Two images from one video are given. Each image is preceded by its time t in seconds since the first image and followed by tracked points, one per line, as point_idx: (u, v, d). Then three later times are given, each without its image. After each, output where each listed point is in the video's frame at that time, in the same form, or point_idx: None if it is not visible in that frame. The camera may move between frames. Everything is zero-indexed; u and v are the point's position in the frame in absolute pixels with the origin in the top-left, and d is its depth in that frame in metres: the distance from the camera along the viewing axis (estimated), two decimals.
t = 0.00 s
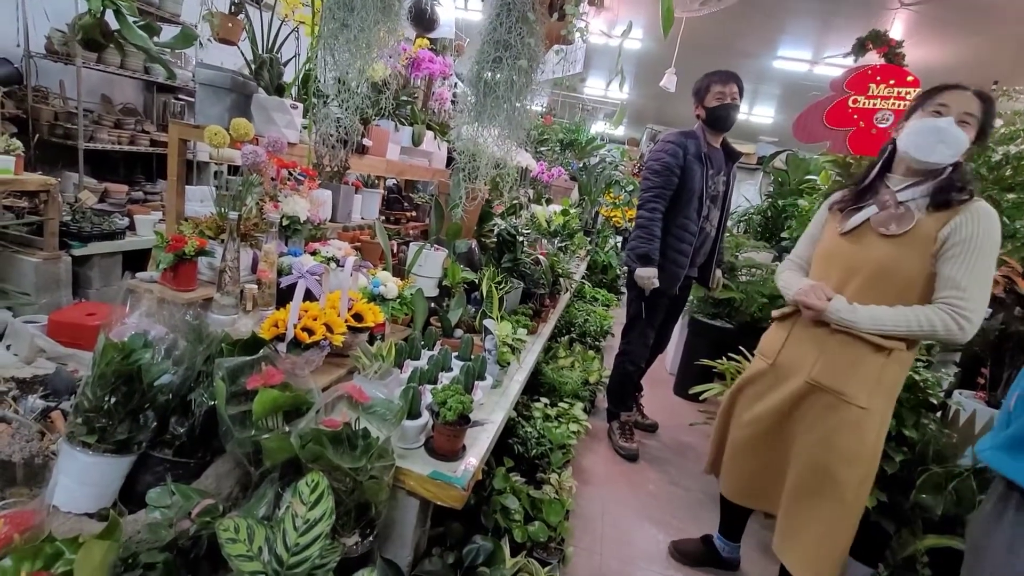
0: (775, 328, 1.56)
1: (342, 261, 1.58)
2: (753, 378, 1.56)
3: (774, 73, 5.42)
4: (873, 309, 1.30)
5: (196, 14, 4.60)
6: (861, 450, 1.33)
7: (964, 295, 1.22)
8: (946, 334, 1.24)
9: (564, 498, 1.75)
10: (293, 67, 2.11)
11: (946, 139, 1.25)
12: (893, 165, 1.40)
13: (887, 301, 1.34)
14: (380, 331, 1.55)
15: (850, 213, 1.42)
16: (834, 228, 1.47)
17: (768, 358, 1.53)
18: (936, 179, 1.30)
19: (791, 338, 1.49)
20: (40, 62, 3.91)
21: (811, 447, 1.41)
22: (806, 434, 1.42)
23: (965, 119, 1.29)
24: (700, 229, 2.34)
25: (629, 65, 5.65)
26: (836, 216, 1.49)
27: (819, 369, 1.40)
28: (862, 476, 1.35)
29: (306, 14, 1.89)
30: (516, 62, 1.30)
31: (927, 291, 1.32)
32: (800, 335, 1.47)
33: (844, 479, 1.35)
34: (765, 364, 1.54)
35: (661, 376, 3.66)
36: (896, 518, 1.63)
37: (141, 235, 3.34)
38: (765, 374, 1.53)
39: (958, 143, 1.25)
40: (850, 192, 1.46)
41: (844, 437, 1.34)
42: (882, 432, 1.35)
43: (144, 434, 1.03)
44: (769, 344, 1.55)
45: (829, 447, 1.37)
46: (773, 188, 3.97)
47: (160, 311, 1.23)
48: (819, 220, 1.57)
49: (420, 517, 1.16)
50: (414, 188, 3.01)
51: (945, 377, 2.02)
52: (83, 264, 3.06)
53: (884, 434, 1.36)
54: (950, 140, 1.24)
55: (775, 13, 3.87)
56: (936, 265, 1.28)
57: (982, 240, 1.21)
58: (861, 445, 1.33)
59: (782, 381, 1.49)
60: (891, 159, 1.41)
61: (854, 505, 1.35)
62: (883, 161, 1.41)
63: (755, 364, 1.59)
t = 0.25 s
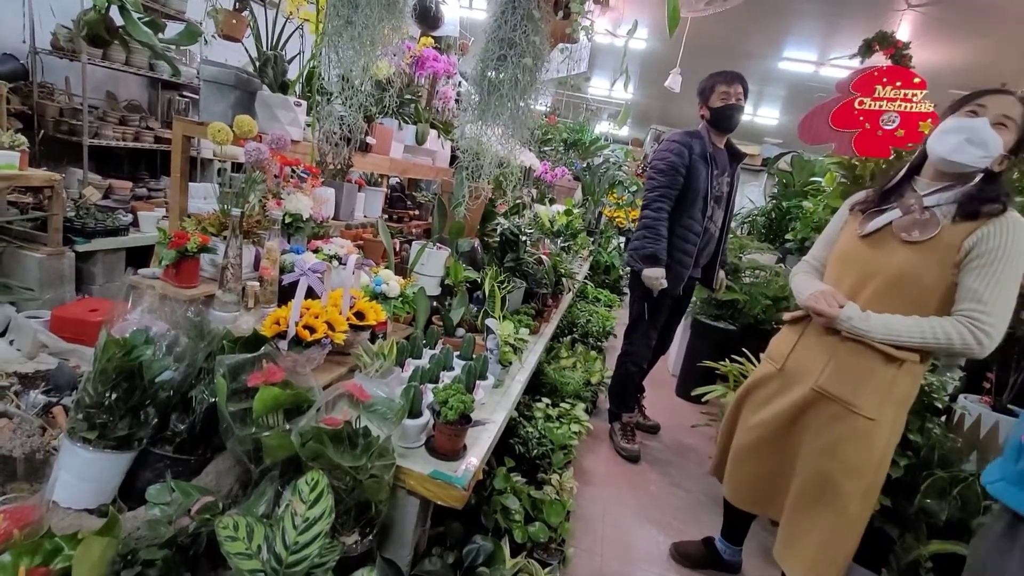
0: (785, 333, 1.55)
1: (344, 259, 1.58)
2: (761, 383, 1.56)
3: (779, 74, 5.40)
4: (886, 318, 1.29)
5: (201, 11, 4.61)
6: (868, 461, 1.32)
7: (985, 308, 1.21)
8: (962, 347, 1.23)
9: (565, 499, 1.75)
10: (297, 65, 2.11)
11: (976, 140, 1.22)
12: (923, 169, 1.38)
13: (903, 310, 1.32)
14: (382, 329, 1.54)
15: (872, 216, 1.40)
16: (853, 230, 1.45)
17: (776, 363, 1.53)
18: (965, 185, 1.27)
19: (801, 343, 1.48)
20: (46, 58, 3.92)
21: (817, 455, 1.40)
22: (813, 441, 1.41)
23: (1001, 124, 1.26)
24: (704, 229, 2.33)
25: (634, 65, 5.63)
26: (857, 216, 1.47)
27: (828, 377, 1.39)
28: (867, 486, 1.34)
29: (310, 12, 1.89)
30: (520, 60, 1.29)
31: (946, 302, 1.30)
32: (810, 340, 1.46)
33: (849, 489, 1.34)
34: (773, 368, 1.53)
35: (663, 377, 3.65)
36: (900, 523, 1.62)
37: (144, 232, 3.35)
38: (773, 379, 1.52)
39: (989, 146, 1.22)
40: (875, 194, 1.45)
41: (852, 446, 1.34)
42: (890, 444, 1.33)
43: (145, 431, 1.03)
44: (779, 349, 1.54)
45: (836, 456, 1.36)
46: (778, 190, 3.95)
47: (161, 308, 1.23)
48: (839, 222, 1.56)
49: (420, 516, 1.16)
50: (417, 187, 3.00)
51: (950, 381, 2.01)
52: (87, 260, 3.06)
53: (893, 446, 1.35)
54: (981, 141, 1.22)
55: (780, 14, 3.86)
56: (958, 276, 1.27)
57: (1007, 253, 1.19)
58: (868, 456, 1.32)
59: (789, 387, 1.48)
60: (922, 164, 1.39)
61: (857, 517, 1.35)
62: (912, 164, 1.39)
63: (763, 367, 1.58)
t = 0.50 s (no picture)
0: (792, 334, 1.54)
1: (347, 258, 1.58)
2: (768, 384, 1.55)
3: (783, 74, 5.38)
4: (897, 323, 1.28)
5: (205, 11, 4.62)
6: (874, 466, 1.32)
7: (999, 315, 1.21)
8: (974, 352, 1.23)
9: (567, 499, 1.74)
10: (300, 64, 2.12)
11: (999, 143, 1.20)
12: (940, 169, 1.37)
13: (914, 314, 1.32)
14: (384, 328, 1.55)
15: (884, 217, 1.39)
16: (862, 230, 1.44)
17: (782, 365, 1.52)
18: (981, 188, 1.26)
19: (808, 345, 1.47)
20: (51, 58, 3.94)
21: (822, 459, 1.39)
22: (819, 445, 1.41)
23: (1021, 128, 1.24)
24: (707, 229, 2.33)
25: (637, 65, 5.62)
26: (868, 216, 1.46)
27: (834, 381, 1.38)
28: (873, 491, 1.33)
29: (314, 12, 1.89)
30: (523, 59, 1.29)
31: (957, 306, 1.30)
32: (818, 342, 1.45)
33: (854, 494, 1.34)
34: (780, 370, 1.52)
35: (666, 377, 3.64)
36: (904, 525, 1.61)
37: (148, 231, 3.36)
38: (779, 381, 1.52)
39: (1012, 149, 1.20)
40: (888, 193, 1.44)
41: (858, 451, 1.33)
42: (896, 449, 1.33)
43: (147, 429, 1.02)
44: (785, 349, 1.54)
45: (841, 460, 1.36)
46: (781, 190, 3.94)
47: (164, 306, 1.23)
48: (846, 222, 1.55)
49: (421, 516, 1.16)
50: (420, 186, 3.01)
51: (955, 382, 2.00)
52: (91, 258, 3.08)
53: (899, 451, 1.34)
54: (1006, 146, 1.20)
55: (784, 14, 3.85)
56: (971, 280, 1.26)
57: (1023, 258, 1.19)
58: (874, 461, 1.32)
59: (795, 389, 1.48)
60: (939, 164, 1.37)
61: (863, 522, 1.34)
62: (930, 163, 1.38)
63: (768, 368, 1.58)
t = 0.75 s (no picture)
0: (799, 337, 1.53)
1: (350, 258, 1.58)
2: (776, 387, 1.54)
3: (788, 74, 5.36)
4: (906, 327, 1.28)
5: (210, 12, 4.64)
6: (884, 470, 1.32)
7: (1008, 320, 1.21)
8: (983, 357, 1.24)
9: (570, 499, 1.74)
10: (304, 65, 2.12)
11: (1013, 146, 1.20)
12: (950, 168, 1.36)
13: (923, 318, 1.32)
14: (387, 328, 1.55)
15: (889, 219, 1.39)
16: (868, 231, 1.44)
17: (789, 368, 1.51)
18: (990, 190, 1.26)
19: (816, 348, 1.47)
20: (57, 59, 3.97)
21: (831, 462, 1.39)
22: (828, 449, 1.40)
23: None
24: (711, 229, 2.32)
25: (641, 65, 5.62)
26: (875, 217, 1.45)
27: (845, 385, 1.37)
28: (883, 494, 1.34)
29: (318, 12, 1.89)
30: (526, 59, 1.29)
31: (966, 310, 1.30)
32: (826, 345, 1.44)
33: (865, 497, 1.34)
34: (787, 373, 1.51)
35: (669, 378, 3.64)
36: (908, 527, 1.60)
37: (153, 231, 3.38)
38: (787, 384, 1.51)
39: None
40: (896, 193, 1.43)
41: (868, 455, 1.33)
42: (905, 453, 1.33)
43: (152, 428, 1.03)
44: (792, 352, 1.53)
45: (851, 464, 1.35)
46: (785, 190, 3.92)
47: (169, 306, 1.24)
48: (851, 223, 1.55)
49: (424, 515, 1.16)
50: (423, 186, 3.01)
51: (959, 383, 1.99)
52: (96, 258, 3.10)
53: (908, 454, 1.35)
54: (1018, 149, 1.19)
55: (788, 14, 3.83)
56: (979, 285, 1.27)
57: None
58: (884, 464, 1.32)
59: (804, 392, 1.47)
60: (948, 163, 1.37)
61: (872, 525, 1.34)
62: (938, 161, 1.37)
63: (774, 371, 1.57)
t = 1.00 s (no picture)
0: (805, 339, 1.52)
1: (352, 259, 1.59)
2: (783, 390, 1.53)
3: (790, 73, 5.35)
4: (916, 331, 1.28)
5: (213, 13, 4.66)
6: (894, 473, 1.32)
7: (1015, 321, 1.22)
8: (992, 358, 1.25)
9: (571, 499, 1.74)
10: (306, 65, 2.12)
11: (1014, 147, 1.20)
12: (951, 167, 1.36)
13: (931, 321, 1.32)
14: (390, 328, 1.55)
15: (893, 220, 1.38)
16: (872, 231, 1.43)
17: (797, 371, 1.50)
18: (993, 190, 1.27)
19: (823, 351, 1.45)
20: (61, 60, 3.98)
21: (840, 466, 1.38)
22: (837, 452, 1.39)
23: None
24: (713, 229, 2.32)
25: (642, 65, 5.61)
26: (878, 216, 1.45)
27: (855, 388, 1.36)
28: (892, 497, 1.34)
29: (320, 13, 1.89)
30: (527, 60, 1.29)
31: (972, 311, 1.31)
32: (834, 349, 1.43)
33: (874, 501, 1.33)
34: (794, 376, 1.50)
35: (671, 378, 3.63)
36: (911, 527, 1.59)
37: (157, 231, 3.39)
38: (794, 387, 1.50)
39: None
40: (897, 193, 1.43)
41: (879, 459, 1.33)
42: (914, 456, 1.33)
43: (155, 427, 1.04)
44: (799, 354, 1.52)
45: (861, 468, 1.35)
46: (788, 190, 3.91)
47: (171, 306, 1.25)
48: (853, 223, 1.54)
49: (426, 515, 1.16)
50: (425, 186, 3.02)
51: (963, 383, 1.99)
52: (100, 258, 3.11)
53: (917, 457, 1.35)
54: (1020, 149, 1.19)
55: (790, 13, 3.83)
56: (985, 286, 1.28)
57: None
58: (894, 468, 1.32)
59: (812, 395, 1.46)
60: (949, 161, 1.37)
61: (882, 527, 1.35)
62: (940, 160, 1.37)
63: (780, 373, 1.56)
